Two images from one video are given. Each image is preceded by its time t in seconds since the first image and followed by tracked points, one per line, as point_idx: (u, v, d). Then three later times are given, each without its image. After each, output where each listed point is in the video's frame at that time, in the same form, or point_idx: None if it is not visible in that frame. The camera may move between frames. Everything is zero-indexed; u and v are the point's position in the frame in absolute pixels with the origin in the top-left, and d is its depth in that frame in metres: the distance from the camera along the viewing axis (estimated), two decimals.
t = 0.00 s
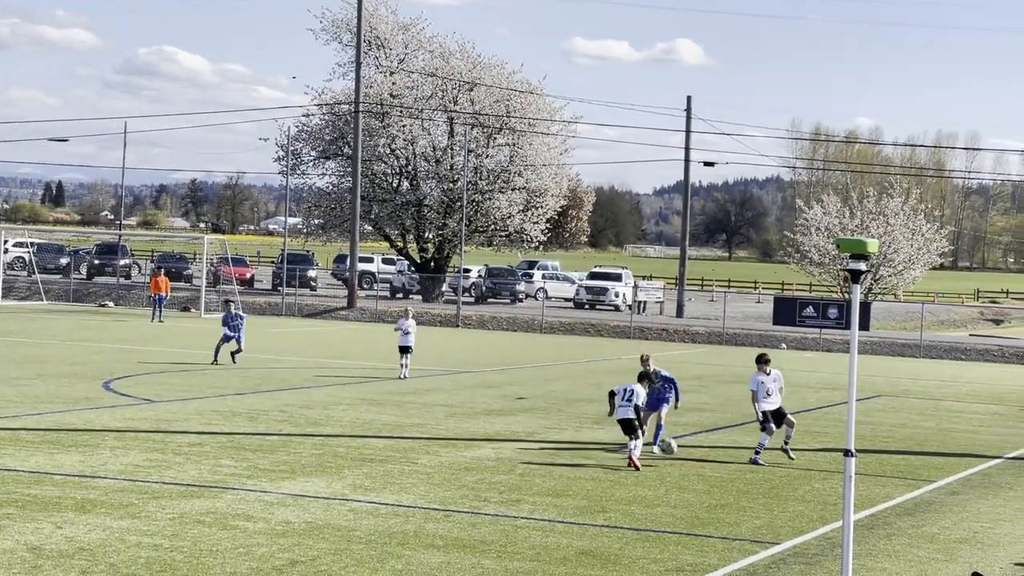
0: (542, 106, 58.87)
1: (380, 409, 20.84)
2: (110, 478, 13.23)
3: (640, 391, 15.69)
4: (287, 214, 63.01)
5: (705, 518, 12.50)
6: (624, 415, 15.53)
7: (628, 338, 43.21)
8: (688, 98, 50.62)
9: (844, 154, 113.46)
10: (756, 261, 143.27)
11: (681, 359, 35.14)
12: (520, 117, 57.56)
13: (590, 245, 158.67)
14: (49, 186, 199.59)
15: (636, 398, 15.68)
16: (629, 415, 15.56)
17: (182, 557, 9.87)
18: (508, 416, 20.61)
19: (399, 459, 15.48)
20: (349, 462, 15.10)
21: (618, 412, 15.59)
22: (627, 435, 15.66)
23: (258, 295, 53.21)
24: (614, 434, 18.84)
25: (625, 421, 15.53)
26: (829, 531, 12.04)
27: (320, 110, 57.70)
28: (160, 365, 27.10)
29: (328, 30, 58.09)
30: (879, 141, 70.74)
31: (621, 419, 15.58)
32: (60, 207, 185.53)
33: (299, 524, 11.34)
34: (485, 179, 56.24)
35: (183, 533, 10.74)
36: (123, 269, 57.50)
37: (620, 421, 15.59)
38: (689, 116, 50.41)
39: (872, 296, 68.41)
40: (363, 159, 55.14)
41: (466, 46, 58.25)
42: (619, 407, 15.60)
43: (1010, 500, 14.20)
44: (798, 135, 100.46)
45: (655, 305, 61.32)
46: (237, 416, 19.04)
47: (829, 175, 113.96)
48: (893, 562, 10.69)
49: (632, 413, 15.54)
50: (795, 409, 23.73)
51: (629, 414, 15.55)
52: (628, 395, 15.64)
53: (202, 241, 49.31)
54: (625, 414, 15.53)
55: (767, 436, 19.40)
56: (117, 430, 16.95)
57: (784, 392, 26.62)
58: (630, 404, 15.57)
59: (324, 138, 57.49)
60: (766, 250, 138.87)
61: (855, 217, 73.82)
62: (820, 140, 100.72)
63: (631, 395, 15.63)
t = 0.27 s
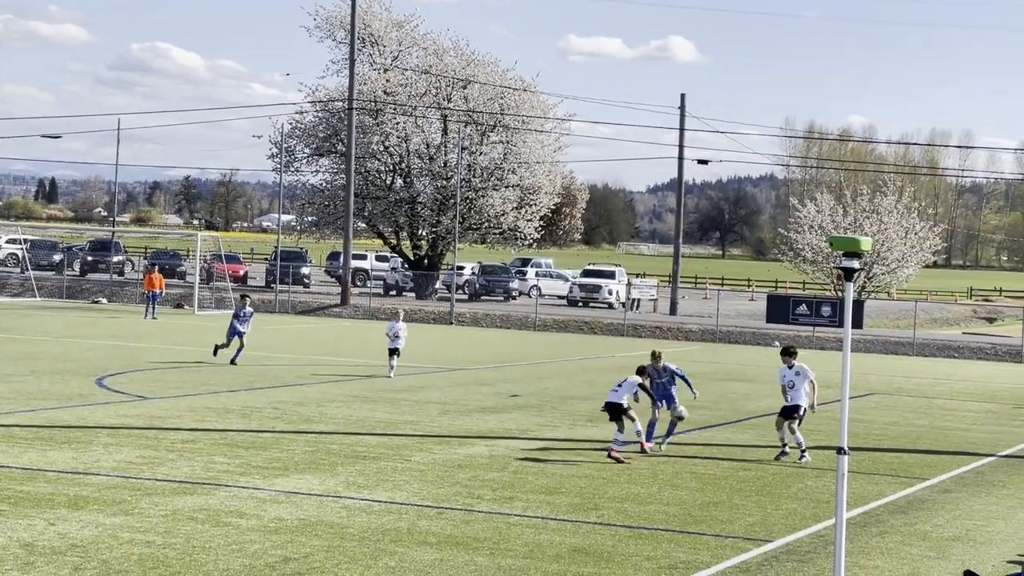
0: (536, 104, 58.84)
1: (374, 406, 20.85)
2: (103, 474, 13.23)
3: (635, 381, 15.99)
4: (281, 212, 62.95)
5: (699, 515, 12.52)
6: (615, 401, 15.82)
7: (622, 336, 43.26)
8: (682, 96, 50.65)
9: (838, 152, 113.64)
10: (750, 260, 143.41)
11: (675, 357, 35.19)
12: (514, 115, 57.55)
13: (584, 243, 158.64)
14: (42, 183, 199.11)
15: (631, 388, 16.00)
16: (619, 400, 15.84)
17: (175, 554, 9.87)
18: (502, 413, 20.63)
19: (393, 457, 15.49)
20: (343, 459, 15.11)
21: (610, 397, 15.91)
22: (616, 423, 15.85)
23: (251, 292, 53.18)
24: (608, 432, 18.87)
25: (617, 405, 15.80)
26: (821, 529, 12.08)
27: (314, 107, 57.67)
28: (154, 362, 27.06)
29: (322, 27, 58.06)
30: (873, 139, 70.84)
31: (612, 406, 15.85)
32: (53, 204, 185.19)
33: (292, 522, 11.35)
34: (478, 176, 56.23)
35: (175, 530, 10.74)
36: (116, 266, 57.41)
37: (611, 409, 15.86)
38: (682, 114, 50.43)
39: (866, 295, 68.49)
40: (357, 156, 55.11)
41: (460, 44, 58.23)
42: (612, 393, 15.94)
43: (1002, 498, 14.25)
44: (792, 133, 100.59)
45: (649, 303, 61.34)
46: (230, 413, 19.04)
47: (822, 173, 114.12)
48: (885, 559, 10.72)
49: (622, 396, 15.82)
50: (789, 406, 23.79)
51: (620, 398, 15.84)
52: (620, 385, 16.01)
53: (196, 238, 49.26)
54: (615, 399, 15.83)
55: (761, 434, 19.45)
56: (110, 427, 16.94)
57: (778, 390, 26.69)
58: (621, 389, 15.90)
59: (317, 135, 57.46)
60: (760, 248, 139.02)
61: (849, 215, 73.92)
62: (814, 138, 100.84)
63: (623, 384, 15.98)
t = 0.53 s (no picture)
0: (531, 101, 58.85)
1: (368, 404, 20.85)
2: (96, 472, 13.22)
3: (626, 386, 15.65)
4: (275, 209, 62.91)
5: (692, 514, 12.54)
6: (610, 413, 15.61)
7: (616, 334, 43.28)
8: (677, 94, 50.71)
9: (833, 150, 113.77)
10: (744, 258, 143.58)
11: (670, 355, 35.23)
12: (508, 112, 57.57)
13: (579, 241, 158.70)
14: (37, 180, 198.87)
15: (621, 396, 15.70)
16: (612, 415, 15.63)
17: (169, 552, 9.86)
18: (497, 411, 20.64)
19: (387, 455, 15.49)
20: (337, 457, 15.10)
21: (600, 406, 15.65)
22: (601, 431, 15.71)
23: (246, 289, 53.13)
24: (602, 430, 18.88)
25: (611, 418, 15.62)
26: (815, 527, 12.10)
27: (308, 105, 57.63)
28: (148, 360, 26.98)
29: (317, 25, 58.03)
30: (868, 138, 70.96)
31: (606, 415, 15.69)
32: (48, 201, 184.98)
33: (287, 519, 11.35)
34: (473, 174, 56.22)
35: (169, 527, 10.74)
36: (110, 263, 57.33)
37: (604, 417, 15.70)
38: (677, 112, 50.49)
39: (860, 293, 68.60)
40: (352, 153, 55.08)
41: (454, 42, 58.22)
42: (602, 402, 15.65)
43: (995, 496, 14.30)
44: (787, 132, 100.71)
45: (644, 302, 61.40)
46: (225, 411, 19.03)
47: (817, 171, 114.29)
48: (879, 558, 10.74)
49: (619, 412, 15.60)
50: (783, 405, 23.84)
51: (612, 411, 15.60)
52: (614, 393, 15.63)
53: (191, 235, 49.20)
54: (610, 412, 15.60)
55: (755, 433, 19.47)
56: (104, 425, 16.91)
57: (771, 389, 26.75)
58: (616, 401, 15.61)
59: (312, 133, 57.43)
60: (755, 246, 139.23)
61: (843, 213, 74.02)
62: (808, 137, 101.00)
63: (617, 393, 15.61)
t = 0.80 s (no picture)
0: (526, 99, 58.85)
1: (362, 402, 20.84)
2: (90, 469, 13.20)
3: (622, 372, 16.21)
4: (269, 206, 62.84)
5: (687, 512, 12.55)
6: (607, 398, 16.07)
7: (611, 332, 43.28)
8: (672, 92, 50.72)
9: (827, 149, 113.90)
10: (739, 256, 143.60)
11: (664, 354, 35.24)
12: (503, 110, 57.56)
13: (574, 239, 158.59)
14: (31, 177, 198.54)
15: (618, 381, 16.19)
16: (609, 398, 16.09)
17: (162, 549, 9.85)
18: (492, 409, 20.65)
19: (381, 452, 15.49)
20: (331, 454, 15.10)
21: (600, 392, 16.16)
22: (598, 416, 16.12)
23: (241, 287, 53.07)
24: (596, 428, 18.89)
25: (608, 402, 16.07)
26: (809, 525, 12.12)
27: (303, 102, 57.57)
28: (143, 357, 26.91)
29: (312, 22, 57.97)
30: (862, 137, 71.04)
31: (602, 401, 16.13)
32: (42, 199, 184.62)
33: (281, 517, 11.34)
34: (468, 172, 56.18)
35: (163, 525, 10.73)
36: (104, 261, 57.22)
37: (601, 403, 16.14)
38: (672, 110, 50.51)
39: (854, 292, 68.71)
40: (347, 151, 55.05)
41: (449, 39, 58.19)
42: (601, 387, 16.17)
43: (989, 494, 14.34)
44: (781, 130, 100.78)
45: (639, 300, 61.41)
46: (219, 409, 19.02)
47: (811, 170, 114.34)
48: (874, 555, 10.76)
49: (616, 395, 16.07)
50: (777, 403, 23.88)
51: (612, 396, 16.10)
52: (610, 376, 16.16)
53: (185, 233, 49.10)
54: (607, 396, 16.06)
55: (749, 431, 19.51)
56: (99, 422, 16.90)
57: (766, 387, 26.78)
58: (614, 386, 16.10)
59: (307, 130, 57.38)
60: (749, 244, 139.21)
61: (837, 212, 74.13)
62: (803, 135, 101.02)
63: (614, 376, 16.14)
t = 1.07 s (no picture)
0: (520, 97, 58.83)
1: (356, 399, 20.83)
2: (83, 467, 13.18)
3: (622, 370, 16.25)
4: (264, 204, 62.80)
5: (680, 509, 12.57)
6: (607, 397, 16.14)
7: (605, 330, 43.32)
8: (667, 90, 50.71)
9: (822, 147, 113.99)
10: (733, 254, 143.72)
11: (658, 351, 35.26)
12: (498, 108, 57.53)
13: (568, 237, 158.60)
14: (26, 174, 198.46)
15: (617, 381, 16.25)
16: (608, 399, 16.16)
17: (156, 547, 9.84)
18: (486, 407, 20.65)
19: (375, 450, 15.49)
20: (325, 452, 15.10)
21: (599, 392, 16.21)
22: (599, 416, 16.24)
23: (235, 285, 53.04)
24: (591, 426, 18.89)
25: (607, 402, 16.14)
26: (803, 523, 12.13)
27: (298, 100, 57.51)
28: (137, 355, 26.87)
29: (306, 20, 57.90)
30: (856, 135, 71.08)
31: (602, 400, 16.20)
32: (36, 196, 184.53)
33: (275, 515, 11.34)
34: (462, 170, 56.15)
35: (157, 523, 10.72)
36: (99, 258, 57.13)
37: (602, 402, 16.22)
38: (666, 108, 50.52)
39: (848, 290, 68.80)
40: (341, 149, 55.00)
41: (444, 37, 58.11)
42: (600, 387, 16.21)
43: (982, 492, 14.36)
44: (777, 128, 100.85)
45: (633, 298, 61.41)
46: (213, 406, 19.01)
47: (805, 168, 114.47)
48: (868, 553, 10.78)
49: (615, 396, 16.11)
50: (771, 401, 23.88)
51: (610, 396, 16.15)
52: (610, 376, 16.20)
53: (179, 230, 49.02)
54: (608, 397, 16.12)
55: (743, 428, 19.51)
56: (92, 420, 16.88)
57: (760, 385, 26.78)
58: (614, 385, 16.15)
59: (301, 128, 57.33)
60: (743, 242, 139.35)
61: (831, 210, 74.22)
62: (797, 133, 101.09)
63: (613, 377, 16.18)
